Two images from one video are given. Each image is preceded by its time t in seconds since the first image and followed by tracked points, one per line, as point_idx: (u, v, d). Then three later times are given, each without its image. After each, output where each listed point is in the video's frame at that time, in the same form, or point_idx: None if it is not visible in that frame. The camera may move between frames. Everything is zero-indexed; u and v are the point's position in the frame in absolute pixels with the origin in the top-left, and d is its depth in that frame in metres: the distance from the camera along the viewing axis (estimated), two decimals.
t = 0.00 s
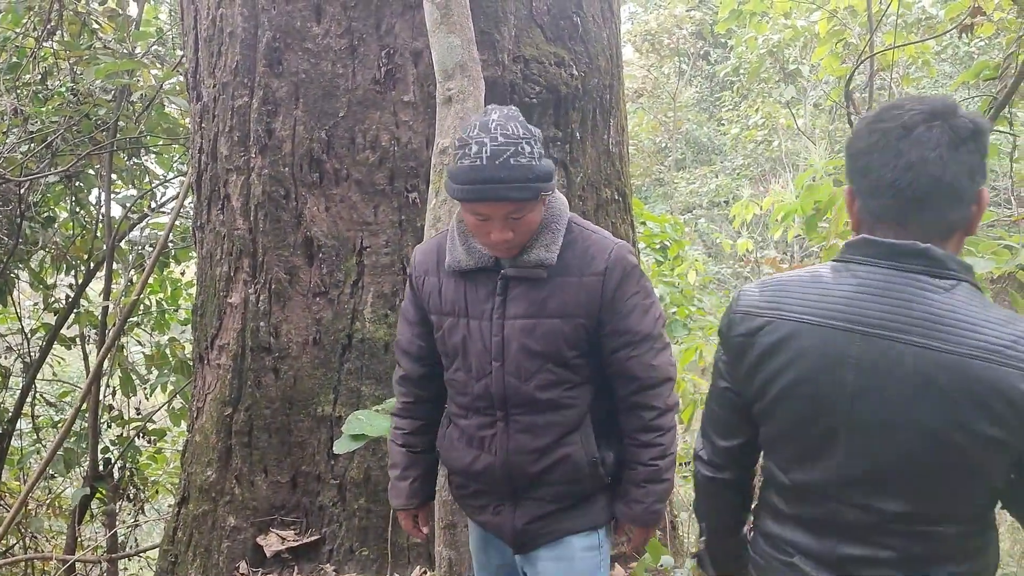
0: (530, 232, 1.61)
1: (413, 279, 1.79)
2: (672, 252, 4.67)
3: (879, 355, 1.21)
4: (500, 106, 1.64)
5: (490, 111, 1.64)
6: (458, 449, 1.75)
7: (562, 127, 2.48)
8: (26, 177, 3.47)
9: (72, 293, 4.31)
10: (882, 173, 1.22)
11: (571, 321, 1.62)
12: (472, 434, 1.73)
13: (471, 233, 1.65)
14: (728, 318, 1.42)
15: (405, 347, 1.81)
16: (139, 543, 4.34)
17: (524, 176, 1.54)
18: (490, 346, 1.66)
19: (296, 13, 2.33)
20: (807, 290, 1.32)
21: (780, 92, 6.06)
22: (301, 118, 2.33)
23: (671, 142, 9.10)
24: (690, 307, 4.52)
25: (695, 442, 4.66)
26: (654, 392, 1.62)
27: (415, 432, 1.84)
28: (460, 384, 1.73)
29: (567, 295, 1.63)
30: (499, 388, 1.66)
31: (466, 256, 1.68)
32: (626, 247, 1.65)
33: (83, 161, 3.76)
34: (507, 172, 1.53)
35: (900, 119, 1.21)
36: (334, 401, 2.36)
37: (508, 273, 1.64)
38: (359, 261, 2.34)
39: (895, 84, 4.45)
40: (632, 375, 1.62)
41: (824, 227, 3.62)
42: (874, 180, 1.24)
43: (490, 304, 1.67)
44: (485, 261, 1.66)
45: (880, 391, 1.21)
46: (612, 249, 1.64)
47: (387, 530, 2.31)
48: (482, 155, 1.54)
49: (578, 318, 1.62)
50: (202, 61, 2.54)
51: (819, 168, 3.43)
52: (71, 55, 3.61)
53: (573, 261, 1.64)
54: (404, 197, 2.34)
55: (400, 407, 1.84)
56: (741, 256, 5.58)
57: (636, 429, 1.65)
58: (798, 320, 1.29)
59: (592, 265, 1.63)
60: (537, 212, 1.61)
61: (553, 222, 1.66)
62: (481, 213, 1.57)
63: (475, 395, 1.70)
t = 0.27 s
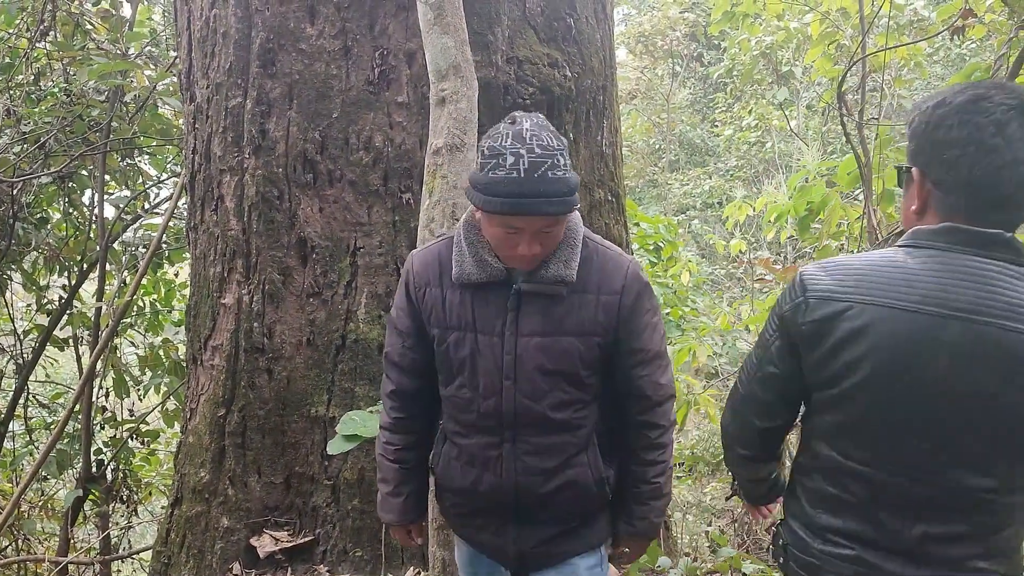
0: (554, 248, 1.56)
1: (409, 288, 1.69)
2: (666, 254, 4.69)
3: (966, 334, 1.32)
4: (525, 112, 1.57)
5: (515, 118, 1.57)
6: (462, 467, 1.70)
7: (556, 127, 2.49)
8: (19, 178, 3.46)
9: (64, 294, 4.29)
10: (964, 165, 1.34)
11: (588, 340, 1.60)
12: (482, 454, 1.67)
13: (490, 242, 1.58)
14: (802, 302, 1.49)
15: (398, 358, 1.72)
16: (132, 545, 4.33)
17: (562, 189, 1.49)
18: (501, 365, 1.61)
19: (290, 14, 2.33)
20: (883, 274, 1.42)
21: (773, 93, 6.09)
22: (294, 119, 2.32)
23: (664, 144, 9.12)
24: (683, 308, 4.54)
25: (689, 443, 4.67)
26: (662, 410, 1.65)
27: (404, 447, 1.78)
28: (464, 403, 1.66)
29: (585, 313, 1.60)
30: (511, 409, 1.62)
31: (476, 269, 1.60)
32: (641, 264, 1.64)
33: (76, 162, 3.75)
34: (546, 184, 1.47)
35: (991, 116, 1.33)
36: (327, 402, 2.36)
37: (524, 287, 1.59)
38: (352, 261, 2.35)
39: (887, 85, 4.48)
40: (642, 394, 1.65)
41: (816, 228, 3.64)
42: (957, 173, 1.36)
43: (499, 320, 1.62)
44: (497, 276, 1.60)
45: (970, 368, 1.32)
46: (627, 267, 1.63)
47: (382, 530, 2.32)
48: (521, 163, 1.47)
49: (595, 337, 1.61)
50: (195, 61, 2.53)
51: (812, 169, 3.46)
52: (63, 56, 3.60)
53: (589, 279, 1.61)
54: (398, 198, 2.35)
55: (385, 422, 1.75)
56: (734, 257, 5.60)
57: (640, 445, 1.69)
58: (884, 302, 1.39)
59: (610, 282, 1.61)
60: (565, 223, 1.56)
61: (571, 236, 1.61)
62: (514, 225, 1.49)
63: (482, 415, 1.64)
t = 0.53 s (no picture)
0: (588, 242, 1.54)
1: (424, 290, 1.65)
2: (658, 255, 4.70)
3: None
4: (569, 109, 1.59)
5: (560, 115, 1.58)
6: (464, 484, 1.67)
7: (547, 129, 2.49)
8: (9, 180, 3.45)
9: (55, 296, 4.27)
10: None
11: (608, 363, 1.59)
12: (489, 472, 1.64)
13: (523, 229, 1.55)
14: (916, 324, 1.32)
15: (403, 364, 1.65)
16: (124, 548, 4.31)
17: (605, 173, 1.48)
18: (516, 377, 1.60)
19: (281, 15, 2.33)
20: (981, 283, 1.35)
21: (765, 95, 6.11)
22: (285, 120, 2.32)
23: (657, 146, 9.14)
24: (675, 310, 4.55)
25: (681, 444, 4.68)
26: (672, 450, 1.63)
27: (404, 460, 1.69)
28: (469, 415, 1.64)
29: (607, 335, 1.59)
30: (520, 426, 1.60)
31: (502, 272, 1.59)
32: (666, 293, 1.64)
33: (67, 164, 3.74)
34: (596, 164, 1.47)
35: None
36: (319, 403, 2.36)
37: (548, 299, 1.58)
38: (344, 263, 2.34)
39: (878, 87, 4.50)
40: (653, 426, 1.62)
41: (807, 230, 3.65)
42: None
43: (518, 330, 1.60)
44: (523, 284, 1.59)
45: None
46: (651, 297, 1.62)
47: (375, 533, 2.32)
48: (567, 143, 1.48)
49: (614, 361, 1.59)
50: (186, 62, 2.53)
51: (803, 171, 3.48)
52: (54, 57, 3.59)
53: (614, 301, 1.60)
54: (390, 200, 2.35)
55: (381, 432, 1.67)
56: (726, 259, 5.62)
57: (645, 486, 1.67)
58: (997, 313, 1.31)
59: (636, 306, 1.60)
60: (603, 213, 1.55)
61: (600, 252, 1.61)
62: (554, 204, 1.48)
63: (491, 431, 1.62)
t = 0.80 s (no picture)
0: (609, 224, 1.55)
1: (442, 296, 1.60)
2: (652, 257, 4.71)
3: None
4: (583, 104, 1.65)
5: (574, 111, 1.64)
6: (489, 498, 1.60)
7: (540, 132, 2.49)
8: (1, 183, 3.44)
9: (47, 299, 4.26)
10: None
11: (640, 362, 1.57)
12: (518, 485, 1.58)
13: (541, 212, 1.57)
14: (1018, 314, 1.35)
15: (418, 376, 1.59)
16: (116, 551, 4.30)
17: (620, 147, 1.52)
18: (547, 381, 1.56)
19: (274, 17, 2.32)
20: None
21: (758, 98, 6.13)
22: (278, 123, 2.32)
23: (650, 148, 9.17)
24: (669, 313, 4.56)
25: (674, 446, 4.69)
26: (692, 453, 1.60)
27: (420, 480, 1.61)
28: (497, 425, 1.58)
29: (637, 335, 1.58)
30: (554, 432, 1.56)
31: (525, 272, 1.58)
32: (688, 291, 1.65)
33: (59, 166, 3.73)
34: (610, 137, 1.51)
35: None
36: (312, 406, 2.35)
37: (575, 298, 1.57)
38: (337, 265, 2.34)
39: (869, 91, 4.52)
40: (681, 427, 1.60)
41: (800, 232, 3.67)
42: None
43: (547, 334, 1.58)
44: (549, 285, 1.59)
45: None
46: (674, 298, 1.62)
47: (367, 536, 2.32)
48: (581, 120, 1.52)
49: (643, 361, 1.58)
50: (179, 64, 2.52)
51: (795, 173, 3.49)
52: (46, 59, 3.58)
53: (641, 300, 1.60)
54: (383, 202, 2.35)
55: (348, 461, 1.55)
56: (720, 261, 5.63)
57: (666, 491, 1.62)
58: None
59: (662, 304, 1.61)
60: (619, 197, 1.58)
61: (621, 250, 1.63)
62: (571, 177, 1.51)
63: (522, 439, 1.57)
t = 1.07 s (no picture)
0: (616, 217, 1.60)
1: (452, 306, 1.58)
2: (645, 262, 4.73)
3: None
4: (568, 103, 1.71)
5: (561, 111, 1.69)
6: (517, 507, 1.60)
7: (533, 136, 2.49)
8: None
9: (38, 304, 4.24)
10: None
11: (654, 353, 1.68)
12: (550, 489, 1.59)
13: (547, 209, 1.61)
14: None
15: (430, 392, 1.56)
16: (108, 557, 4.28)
17: (621, 139, 1.59)
18: (575, 378, 1.60)
19: (267, 22, 2.32)
20: None
21: (750, 102, 6.16)
22: (271, 128, 2.31)
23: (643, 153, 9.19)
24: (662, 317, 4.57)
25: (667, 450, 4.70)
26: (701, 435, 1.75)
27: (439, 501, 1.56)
28: (526, 431, 1.58)
29: (651, 327, 1.68)
30: (587, 431, 1.60)
31: (541, 271, 1.62)
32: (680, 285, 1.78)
33: (50, 171, 3.72)
34: (612, 129, 1.58)
35: None
36: (305, 411, 2.35)
37: (593, 294, 1.63)
38: (330, 270, 2.34)
39: (860, 95, 4.55)
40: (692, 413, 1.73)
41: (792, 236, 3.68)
42: None
43: (569, 332, 1.62)
44: (564, 284, 1.63)
45: None
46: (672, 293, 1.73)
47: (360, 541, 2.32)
48: (582, 115, 1.58)
49: (655, 352, 1.68)
50: (171, 69, 2.52)
51: (787, 178, 3.51)
52: (38, 64, 3.58)
53: (648, 293, 1.70)
54: (376, 207, 2.35)
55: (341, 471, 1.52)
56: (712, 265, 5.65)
57: (683, 478, 1.74)
58: None
59: (666, 297, 1.72)
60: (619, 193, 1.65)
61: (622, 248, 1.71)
62: (578, 169, 1.56)
63: (554, 441, 1.59)
